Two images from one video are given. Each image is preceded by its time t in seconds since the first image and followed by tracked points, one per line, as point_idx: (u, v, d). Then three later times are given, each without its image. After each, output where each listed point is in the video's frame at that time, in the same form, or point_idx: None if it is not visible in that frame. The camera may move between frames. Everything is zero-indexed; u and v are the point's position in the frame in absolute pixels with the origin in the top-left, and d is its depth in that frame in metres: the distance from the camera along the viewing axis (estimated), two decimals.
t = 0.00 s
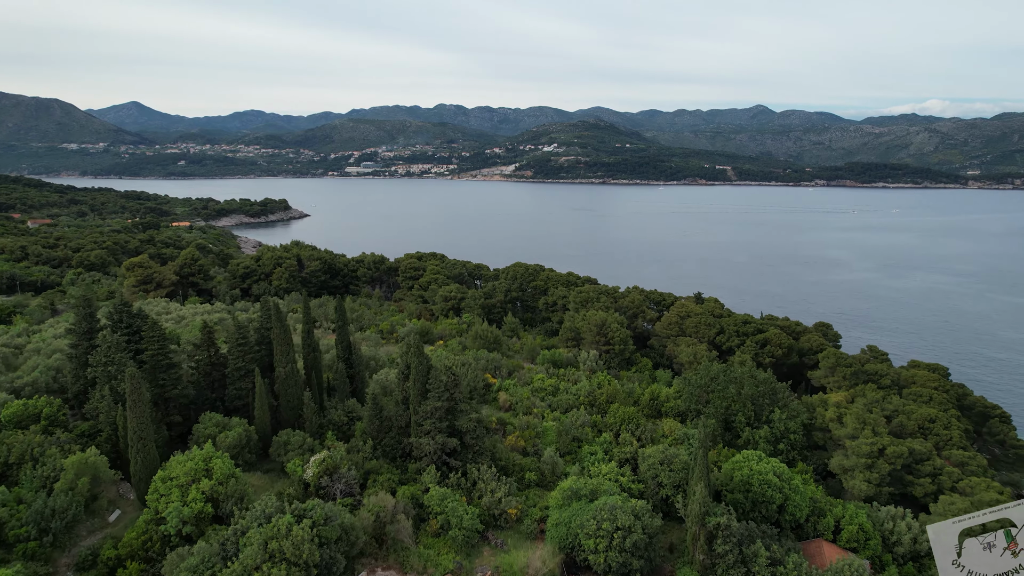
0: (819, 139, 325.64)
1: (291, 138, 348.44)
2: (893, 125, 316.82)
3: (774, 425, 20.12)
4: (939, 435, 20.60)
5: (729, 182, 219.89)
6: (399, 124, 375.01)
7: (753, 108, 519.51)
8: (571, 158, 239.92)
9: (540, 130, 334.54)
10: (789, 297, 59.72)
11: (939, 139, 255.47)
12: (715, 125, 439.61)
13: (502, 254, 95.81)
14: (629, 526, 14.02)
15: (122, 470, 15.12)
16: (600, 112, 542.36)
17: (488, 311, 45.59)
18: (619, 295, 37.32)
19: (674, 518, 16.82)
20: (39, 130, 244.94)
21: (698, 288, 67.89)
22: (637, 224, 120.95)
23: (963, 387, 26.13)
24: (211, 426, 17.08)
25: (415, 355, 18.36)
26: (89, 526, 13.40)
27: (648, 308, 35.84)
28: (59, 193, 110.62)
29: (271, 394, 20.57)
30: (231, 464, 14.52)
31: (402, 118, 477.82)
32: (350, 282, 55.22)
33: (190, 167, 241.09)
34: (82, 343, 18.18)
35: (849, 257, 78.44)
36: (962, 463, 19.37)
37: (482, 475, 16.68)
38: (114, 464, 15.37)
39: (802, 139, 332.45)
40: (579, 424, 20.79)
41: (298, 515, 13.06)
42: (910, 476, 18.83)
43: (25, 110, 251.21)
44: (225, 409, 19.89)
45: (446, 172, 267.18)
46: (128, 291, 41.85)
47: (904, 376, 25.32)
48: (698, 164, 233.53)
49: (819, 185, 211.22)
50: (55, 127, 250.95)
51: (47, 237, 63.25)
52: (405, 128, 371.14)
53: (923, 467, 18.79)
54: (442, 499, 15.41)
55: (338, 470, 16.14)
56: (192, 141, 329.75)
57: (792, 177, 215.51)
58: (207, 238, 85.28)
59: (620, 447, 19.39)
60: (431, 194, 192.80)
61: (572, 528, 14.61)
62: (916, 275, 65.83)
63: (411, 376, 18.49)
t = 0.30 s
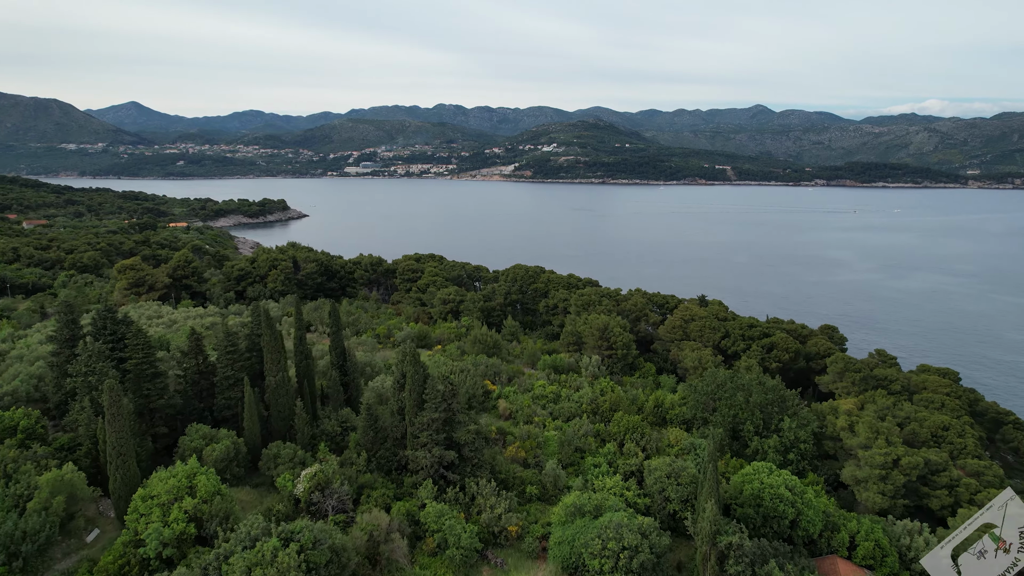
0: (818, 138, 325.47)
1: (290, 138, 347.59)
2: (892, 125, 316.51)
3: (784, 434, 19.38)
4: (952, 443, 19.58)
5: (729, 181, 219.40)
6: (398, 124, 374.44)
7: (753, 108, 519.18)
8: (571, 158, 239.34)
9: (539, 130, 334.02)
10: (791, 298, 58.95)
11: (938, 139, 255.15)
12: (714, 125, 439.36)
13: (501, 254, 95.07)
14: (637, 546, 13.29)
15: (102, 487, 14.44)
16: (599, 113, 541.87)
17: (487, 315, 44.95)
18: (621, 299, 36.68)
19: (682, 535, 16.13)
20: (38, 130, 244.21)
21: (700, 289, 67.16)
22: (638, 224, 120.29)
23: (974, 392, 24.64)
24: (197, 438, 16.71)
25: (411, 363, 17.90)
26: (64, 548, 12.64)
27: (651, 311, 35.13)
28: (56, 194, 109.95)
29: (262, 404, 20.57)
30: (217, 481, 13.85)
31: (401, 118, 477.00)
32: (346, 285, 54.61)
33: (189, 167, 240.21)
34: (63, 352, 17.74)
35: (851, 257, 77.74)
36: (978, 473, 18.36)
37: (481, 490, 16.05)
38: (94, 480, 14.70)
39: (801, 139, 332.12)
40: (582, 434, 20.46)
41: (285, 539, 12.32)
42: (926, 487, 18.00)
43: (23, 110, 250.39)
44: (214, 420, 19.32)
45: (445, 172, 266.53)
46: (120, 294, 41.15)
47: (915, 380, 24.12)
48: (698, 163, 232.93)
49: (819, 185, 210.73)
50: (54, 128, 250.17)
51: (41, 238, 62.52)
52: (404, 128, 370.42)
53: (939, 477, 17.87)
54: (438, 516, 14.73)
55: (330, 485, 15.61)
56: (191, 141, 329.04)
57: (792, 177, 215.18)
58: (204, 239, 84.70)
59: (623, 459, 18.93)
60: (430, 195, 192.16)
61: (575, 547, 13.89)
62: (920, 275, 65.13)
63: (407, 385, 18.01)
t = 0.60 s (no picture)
0: (815, 138, 325.83)
1: (286, 137, 346.09)
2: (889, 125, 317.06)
3: (792, 444, 18.79)
4: (964, 452, 18.79)
5: (727, 181, 219.15)
6: (395, 125, 373.51)
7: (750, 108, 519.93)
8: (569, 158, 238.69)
9: (537, 131, 333.47)
10: (792, 299, 58.23)
11: (936, 138, 255.57)
12: (711, 125, 439.57)
13: (498, 254, 94.35)
14: (641, 568, 12.66)
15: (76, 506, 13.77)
16: (598, 113, 541.10)
17: (485, 318, 44.37)
18: (623, 302, 36.24)
19: (688, 552, 15.41)
20: (34, 130, 242.62)
21: (699, 289, 66.49)
22: (636, 225, 119.68)
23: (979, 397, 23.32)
24: (180, 452, 16.57)
25: (405, 373, 17.26)
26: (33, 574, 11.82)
27: (652, 315, 34.72)
28: (50, 194, 108.90)
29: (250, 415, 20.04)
30: (197, 498, 13.11)
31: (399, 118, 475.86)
32: (341, 287, 54.10)
33: (186, 166, 238.87)
34: (39, 360, 17.11)
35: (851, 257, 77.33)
36: (991, 484, 17.64)
37: (478, 507, 15.56)
38: (67, 499, 14.02)
39: (799, 139, 332.34)
40: (583, 445, 20.47)
41: (269, 564, 11.68)
42: (940, 499, 17.20)
43: (19, 110, 248.75)
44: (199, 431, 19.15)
45: (443, 172, 265.64)
46: (108, 297, 40.38)
47: (922, 385, 23.13)
48: (696, 163, 232.63)
49: (817, 185, 210.59)
50: (50, 127, 248.60)
51: (32, 239, 61.63)
52: (401, 127, 369.41)
53: (954, 489, 17.07)
54: (433, 534, 14.14)
55: (319, 502, 15.27)
56: (187, 141, 327.47)
57: (789, 177, 215.05)
58: (199, 239, 83.91)
59: (626, 471, 18.81)
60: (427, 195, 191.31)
61: (578, 567, 13.14)
62: (920, 275, 64.69)
63: (400, 396, 17.35)
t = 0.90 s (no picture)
0: (808, 138, 327.44)
1: (279, 137, 343.49)
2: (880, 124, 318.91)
3: (796, 454, 18.53)
4: (970, 460, 18.25)
5: (720, 181, 219.62)
6: (388, 124, 371.86)
7: (742, 108, 521.97)
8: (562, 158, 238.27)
9: (530, 130, 332.50)
10: (787, 300, 57.91)
11: (927, 139, 257.56)
12: (705, 125, 440.78)
13: (492, 254, 93.62)
14: None
15: (41, 529, 13.13)
16: (591, 113, 541.43)
17: (478, 321, 43.97)
18: (620, 305, 35.96)
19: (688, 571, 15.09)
20: (23, 130, 239.53)
21: (694, 290, 66.13)
22: (629, 225, 119.37)
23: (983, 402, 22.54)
24: (155, 468, 16.33)
25: (394, 386, 17.25)
26: None
27: (649, 318, 34.49)
28: (38, 194, 107.14)
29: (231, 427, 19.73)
30: (170, 521, 12.49)
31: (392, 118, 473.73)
32: (331, 289, 53.61)
33: (177, 166, 236.53)
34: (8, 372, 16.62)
35: (845, 257, 77.32)
36: (1000, 493, 17.06)
37: (470, 524, 15.49)
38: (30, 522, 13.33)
39: (791, 139, 333.86)
40: (579, 455, 20.42)
41: None
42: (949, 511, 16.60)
43: (8, 110, 245.61)
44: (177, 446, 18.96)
45: (436, 172, 264.63)
46: (92, 300, 39.50)
47: (926, 390, 22.47)
48: (689, 163, 232.94)
49: (810, 184, 211.34)
50: (40, 127, 245.63)
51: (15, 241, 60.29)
52: (395, 127, 367.79)
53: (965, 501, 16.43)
54: (423, 554, 13.96)
55: (303, 522, 15.02)
56: (178, 141, 324.40)
57: (782, 177, 215.86)
58: (189, 240, 82.75)
59: (627, 484, 18.76)
60: (420, 195, 190.25)
61: None
62: (915, 275, 64.65)
63: (389, 408, 17.40)
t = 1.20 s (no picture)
0: (792, 139, 331.37)
1: (263, 137, 338.80)
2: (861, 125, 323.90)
3: (792, 463, 18.43)
4: (968, 467, 17.90)
5: (706, 181, 221.06)
6: (374, 124, 368.68)
7: (727, 108, 527.04)
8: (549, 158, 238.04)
9: (517, 130, 331.67)
10: (774, 300, 57.96)
11: (909, 139, 262.11)
12: (690, 125, 443.94)
13: (478, 255, 92.45)
14: None
15: None
16: (577, 113, 542.33)
17: (464, 326, 43.54)
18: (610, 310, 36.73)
19: None
20: None
21: (683, 291, 65.70)
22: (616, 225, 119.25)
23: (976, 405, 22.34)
24: (118, 489, 15.33)
25: (374, 399, 17.10)
26: None
27: (639, 322, 35.41)
28: (12, 194, 103.91)
29: (204, 443, 18.90)
30: (129, 552, 11.61)
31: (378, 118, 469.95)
32: (313, 292, 52.56)
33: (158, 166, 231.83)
34: None
35: (832, 257, 77.90)
36: (997, 501, 16.72)
37: (454, 544, 15.45)
38: None
39: (776, 139, 337.49)
40: (570, 468, 20.88)
41: None
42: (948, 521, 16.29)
43: None
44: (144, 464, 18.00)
45: (423, 172, 262.84)
46: (62, 305, 37.99)
47: (920, 394, 22.19)
48: (675, 163, 234.06)
49: (794, 184, 213.56)
50: (17, 126, 239.58)
51: None
52: (380, 127, 364.79)
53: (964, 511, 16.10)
54: None
55: (278, 544, 14.55)
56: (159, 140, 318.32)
57: (767, 177, 217.92)
58: (170, 242, 80.71)
59: (617, 496, 19.51)
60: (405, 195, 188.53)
61: None
62: (901, 275, 65.26)
63: (369, 423, 17.23)
